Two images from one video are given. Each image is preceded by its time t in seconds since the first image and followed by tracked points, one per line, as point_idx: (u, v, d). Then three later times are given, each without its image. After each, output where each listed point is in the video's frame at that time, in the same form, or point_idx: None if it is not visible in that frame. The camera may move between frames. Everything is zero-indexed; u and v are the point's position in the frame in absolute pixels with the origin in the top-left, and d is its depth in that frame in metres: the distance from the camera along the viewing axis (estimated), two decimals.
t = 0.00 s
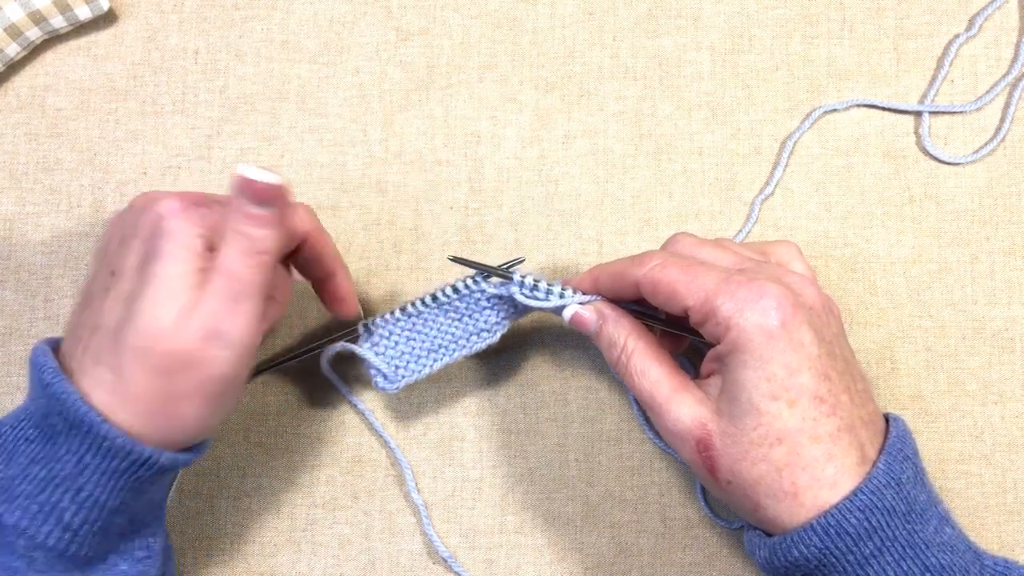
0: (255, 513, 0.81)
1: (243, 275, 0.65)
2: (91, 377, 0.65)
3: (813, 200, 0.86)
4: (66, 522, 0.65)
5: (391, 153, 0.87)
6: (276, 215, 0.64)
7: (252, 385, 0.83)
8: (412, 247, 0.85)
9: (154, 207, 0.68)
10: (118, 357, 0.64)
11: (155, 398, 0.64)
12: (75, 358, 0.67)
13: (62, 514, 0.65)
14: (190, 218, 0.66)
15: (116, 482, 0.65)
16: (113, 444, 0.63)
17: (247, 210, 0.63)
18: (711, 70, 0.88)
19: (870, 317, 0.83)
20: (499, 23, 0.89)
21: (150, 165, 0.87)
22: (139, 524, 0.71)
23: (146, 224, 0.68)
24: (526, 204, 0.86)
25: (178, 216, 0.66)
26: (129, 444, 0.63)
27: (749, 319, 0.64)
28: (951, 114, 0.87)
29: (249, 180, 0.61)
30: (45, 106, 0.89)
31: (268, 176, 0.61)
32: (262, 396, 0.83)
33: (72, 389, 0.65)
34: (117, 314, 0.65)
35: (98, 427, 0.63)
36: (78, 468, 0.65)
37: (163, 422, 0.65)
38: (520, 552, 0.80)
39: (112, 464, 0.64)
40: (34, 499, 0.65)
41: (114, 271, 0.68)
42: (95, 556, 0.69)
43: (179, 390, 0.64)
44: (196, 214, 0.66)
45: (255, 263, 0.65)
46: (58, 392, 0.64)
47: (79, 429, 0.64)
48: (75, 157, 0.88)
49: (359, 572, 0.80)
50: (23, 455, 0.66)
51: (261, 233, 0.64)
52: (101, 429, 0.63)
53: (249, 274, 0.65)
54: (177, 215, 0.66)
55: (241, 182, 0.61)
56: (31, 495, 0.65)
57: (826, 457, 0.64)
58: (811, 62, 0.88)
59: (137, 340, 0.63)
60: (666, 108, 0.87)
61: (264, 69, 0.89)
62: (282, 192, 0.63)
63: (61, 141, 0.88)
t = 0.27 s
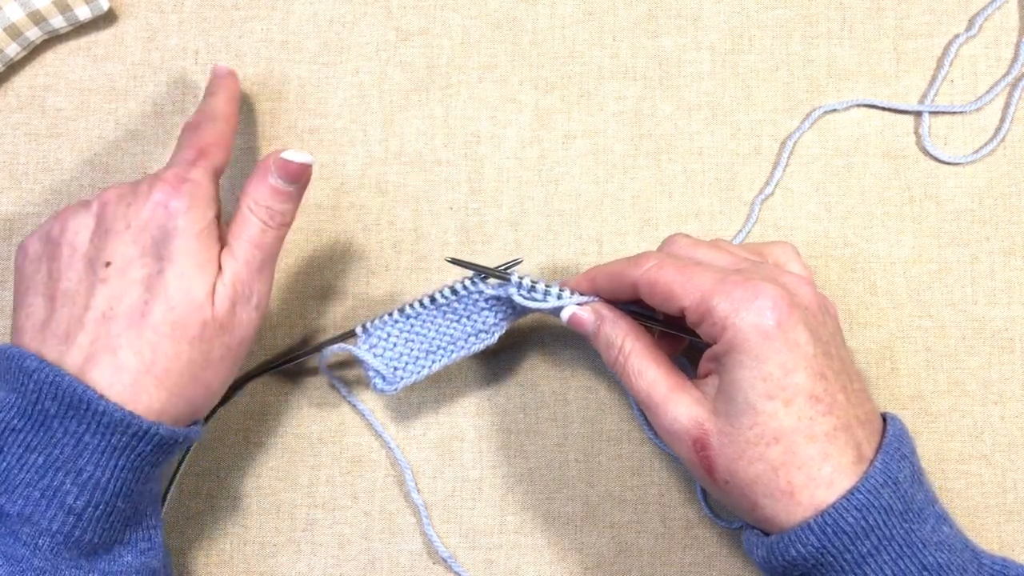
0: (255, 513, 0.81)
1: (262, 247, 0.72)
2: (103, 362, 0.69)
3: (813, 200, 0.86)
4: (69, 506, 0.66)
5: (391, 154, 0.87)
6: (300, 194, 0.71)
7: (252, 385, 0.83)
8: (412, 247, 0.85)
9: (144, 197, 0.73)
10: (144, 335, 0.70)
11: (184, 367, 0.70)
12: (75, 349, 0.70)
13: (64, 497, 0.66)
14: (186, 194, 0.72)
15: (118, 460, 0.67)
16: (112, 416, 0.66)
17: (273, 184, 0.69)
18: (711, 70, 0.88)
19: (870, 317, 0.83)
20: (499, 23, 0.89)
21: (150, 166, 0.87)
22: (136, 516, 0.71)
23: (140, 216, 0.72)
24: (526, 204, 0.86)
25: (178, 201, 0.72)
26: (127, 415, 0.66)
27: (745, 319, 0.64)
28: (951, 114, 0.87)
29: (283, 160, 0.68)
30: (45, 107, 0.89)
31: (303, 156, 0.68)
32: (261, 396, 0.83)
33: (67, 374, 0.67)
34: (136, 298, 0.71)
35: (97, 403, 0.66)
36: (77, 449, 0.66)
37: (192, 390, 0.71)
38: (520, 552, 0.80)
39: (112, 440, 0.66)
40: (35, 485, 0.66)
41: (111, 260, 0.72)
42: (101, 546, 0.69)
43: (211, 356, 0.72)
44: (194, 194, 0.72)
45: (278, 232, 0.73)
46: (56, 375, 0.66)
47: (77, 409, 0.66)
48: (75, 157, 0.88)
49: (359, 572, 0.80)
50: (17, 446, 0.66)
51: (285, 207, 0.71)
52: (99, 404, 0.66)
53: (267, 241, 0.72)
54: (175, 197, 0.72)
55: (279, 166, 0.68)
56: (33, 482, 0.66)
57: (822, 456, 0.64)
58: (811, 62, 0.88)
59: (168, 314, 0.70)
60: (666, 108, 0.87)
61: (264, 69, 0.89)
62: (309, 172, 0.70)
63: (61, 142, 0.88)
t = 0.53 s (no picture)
0: (254, 513, 0.81)
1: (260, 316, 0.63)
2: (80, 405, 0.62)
3: (813, 200, 0.86)
4: (65, 549, 0.65)
5: (390, 153, 0.87)
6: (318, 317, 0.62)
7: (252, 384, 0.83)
8: (412, 247, 0.85)
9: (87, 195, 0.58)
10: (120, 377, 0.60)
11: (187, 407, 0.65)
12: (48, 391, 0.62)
13: (59, 542, 0.65)
14: (130, 183, 0.57)
15: (114, 511, 0.66)
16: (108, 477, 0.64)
17: (274, 329, 0.62)
18: (711, 70, 0.88)
19: (870, 317, 0.83)
20: (499, 23, 0.89)
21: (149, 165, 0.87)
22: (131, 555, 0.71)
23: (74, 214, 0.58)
24: (526, 204, 0.86)
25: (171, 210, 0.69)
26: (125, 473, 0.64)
27: (756, 319, 0.64)
28: (951, 114, 0.87)
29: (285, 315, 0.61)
30: (44, 106, 0.89)
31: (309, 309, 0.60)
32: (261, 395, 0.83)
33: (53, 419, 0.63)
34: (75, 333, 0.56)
35: (91, 462, 0.63)
36: (72, 498, 0.64)
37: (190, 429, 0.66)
38: (520, 552, 0.80)
39: (108, 495, 0.65)
40: (29, 531, 0.64)
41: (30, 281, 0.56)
42: None
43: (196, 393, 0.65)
44: (131, 200, 0.57)
45: (273, 352, 0.65)
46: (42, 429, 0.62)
47: (68, 464, 0.63)
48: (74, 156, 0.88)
49: (359, 572, 0.80)
50: (10, 489, 0.64)
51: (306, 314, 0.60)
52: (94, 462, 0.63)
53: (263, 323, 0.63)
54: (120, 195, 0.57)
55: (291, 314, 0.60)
56: (27, 525, 0.64)
57: (832, 458, 0.64)
58: (810, 62, 0.88)
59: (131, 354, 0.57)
60: (666, 108, 0.87)
61: (263, 69, 0.89)
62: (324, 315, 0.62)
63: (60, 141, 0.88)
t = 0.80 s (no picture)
0: (254, 513, 0.81)
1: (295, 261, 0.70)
2: (117, 390, 0.65)
3: (813, 200, 0.86)
4: (80, 522, 0.64)
5: (390, 153, 0.87)
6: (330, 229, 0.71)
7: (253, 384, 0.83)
8: (412, 247, 0.85)
9: (166, 216, 0.67)
10: (170, 368, 0.66)
11: (214, 397, 0.68)
12: (89, 372, 0.66)
13: (74, 515, 0.64)
14: (207, 225, 0.67)
15: (127, 481, 0.64)
16: (119, 440, 0.63)
17: (317, 213, 0.69)
18: (711, 70, 0.88)
19: (870, 317, 0.83)
20: (499, 23, 0.89)
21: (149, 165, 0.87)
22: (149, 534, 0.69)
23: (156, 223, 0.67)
24: (526, 204, 0.86)
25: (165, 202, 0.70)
26: (135, 439, 0.63)
27: (757, 321, 0.64)
28: (951, 115, 0.87)
29: (331, 192, 0.68)
30: (45, 106, 0.89)
31: (346, 187, 0.69)
32: (262, 395, 0.83)
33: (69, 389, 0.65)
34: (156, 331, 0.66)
35: (104, 424, 0.63)
36: (85, 468, 0.64)
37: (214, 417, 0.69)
38: (520, 552, 0.80)
39: (120, 462, 0.63)
40: (46, 502, 0.64)
41: (123, 285, 0.66)
42: (115, 559, 0.67)
43: (238, 385, 0.69)
44: (212, 214, 0.67)
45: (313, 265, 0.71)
46: (59, 396, 0.63)
47: (81, 432, 0.63)
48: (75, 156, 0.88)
49: (359, 572, 0.80)
50: (26, 464, 0.64)
51: (312, 225, 0.69)
52: (105, 428, 0.63)
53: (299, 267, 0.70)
54: (188, 216, 0.67)
55: (325, 198, 0.68)
56: (42, 500, 0.64)
57: (834, 461, 0.65)
58: (811, 62, 0.88)
59: (195, 349, 0.66)
60: (666, 108, 0.87)
61: (264, 69, 0.89)
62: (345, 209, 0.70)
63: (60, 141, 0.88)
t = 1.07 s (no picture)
0: (254, 513, 0.81)
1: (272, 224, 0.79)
2: (101, 358, 0.70)
3: (813, 200, 0.86)
4: (69, 496, 0.66)
5: (390, 154, 0.87)
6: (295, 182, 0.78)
7: (252, 384, 0.83)
8: (412, 247, 0.85)
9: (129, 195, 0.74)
10: (153, 328, 0.72)
11: (197, 352, 0.73)
12: (70, 349, 0.70)
13: (63, 489, 0.66)
14: (183, 193, 0.75)
15: (115, 450, 0.67)
16: (104, 407, 0.67)
17: (280, 176, 0.76)
18: (711, 70, 0.88)
19: (870, 317, 0.83)
20: (499, 23, 0.89)
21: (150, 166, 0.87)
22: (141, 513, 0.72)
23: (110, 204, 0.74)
24: (526, 204, 0.86)
25: (167, 196, 0.74)
26: (119, 404, 0.67)
27: (757, 321, 0.64)
28: (951, 115, 0.87)
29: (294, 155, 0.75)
30: (45, 106, 0.89)
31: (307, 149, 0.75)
32: (261, 396, 0.83)
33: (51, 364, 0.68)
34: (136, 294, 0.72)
35: (87, 392, 0.67)
36: (72, 439, 0.67)
37: (199, 374, 0.74)
38: (520, 552, 0.80)
39: (106, 430, 0.67)
40: (34, 478, 0.66)
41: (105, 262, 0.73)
42: (105, 537, 0.69)
43: (215, 365, 0.75)
44: (180, 187, 0.75)
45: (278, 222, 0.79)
46: (46, 370, 0.67)
47: (68, 401, 0.67)
48: (74, 157, 0.88)
49: (359, 572, 0.80)
50: (12, 441, 0.67)
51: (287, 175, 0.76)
52: (91, 394, 0.67)
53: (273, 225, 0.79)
54: (163, 190, 0.75)
55: (289, 160, 0.76)
56: (30, 475, 0.66)
57: (834, 461, 0.65)
58: (810, 63, 0.88)
59: (175, 306, 0.72)
60: (666, 108, 0.87)
61: (264, 69, 0.89)
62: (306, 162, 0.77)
63: (60, 141, 0.88)
